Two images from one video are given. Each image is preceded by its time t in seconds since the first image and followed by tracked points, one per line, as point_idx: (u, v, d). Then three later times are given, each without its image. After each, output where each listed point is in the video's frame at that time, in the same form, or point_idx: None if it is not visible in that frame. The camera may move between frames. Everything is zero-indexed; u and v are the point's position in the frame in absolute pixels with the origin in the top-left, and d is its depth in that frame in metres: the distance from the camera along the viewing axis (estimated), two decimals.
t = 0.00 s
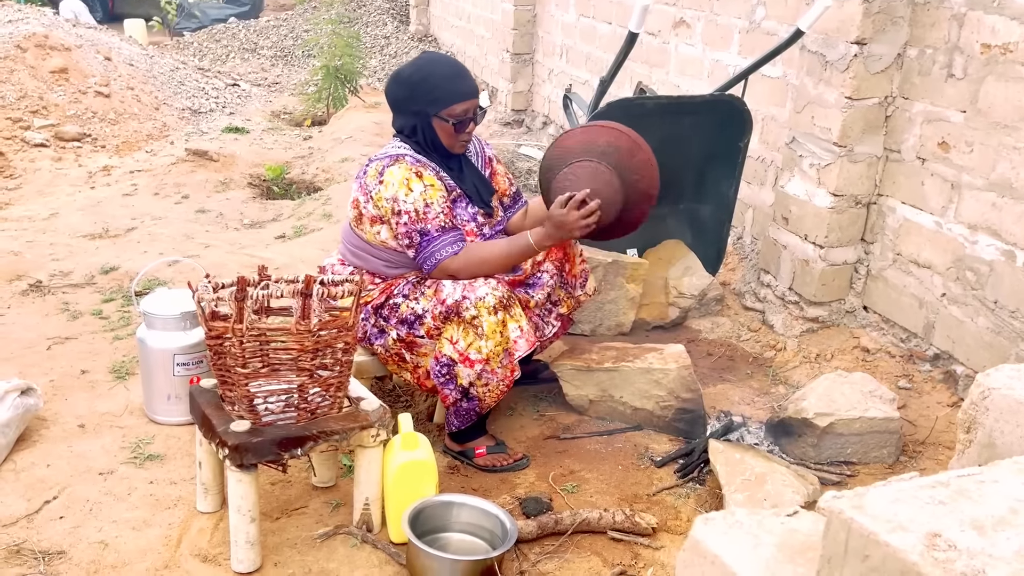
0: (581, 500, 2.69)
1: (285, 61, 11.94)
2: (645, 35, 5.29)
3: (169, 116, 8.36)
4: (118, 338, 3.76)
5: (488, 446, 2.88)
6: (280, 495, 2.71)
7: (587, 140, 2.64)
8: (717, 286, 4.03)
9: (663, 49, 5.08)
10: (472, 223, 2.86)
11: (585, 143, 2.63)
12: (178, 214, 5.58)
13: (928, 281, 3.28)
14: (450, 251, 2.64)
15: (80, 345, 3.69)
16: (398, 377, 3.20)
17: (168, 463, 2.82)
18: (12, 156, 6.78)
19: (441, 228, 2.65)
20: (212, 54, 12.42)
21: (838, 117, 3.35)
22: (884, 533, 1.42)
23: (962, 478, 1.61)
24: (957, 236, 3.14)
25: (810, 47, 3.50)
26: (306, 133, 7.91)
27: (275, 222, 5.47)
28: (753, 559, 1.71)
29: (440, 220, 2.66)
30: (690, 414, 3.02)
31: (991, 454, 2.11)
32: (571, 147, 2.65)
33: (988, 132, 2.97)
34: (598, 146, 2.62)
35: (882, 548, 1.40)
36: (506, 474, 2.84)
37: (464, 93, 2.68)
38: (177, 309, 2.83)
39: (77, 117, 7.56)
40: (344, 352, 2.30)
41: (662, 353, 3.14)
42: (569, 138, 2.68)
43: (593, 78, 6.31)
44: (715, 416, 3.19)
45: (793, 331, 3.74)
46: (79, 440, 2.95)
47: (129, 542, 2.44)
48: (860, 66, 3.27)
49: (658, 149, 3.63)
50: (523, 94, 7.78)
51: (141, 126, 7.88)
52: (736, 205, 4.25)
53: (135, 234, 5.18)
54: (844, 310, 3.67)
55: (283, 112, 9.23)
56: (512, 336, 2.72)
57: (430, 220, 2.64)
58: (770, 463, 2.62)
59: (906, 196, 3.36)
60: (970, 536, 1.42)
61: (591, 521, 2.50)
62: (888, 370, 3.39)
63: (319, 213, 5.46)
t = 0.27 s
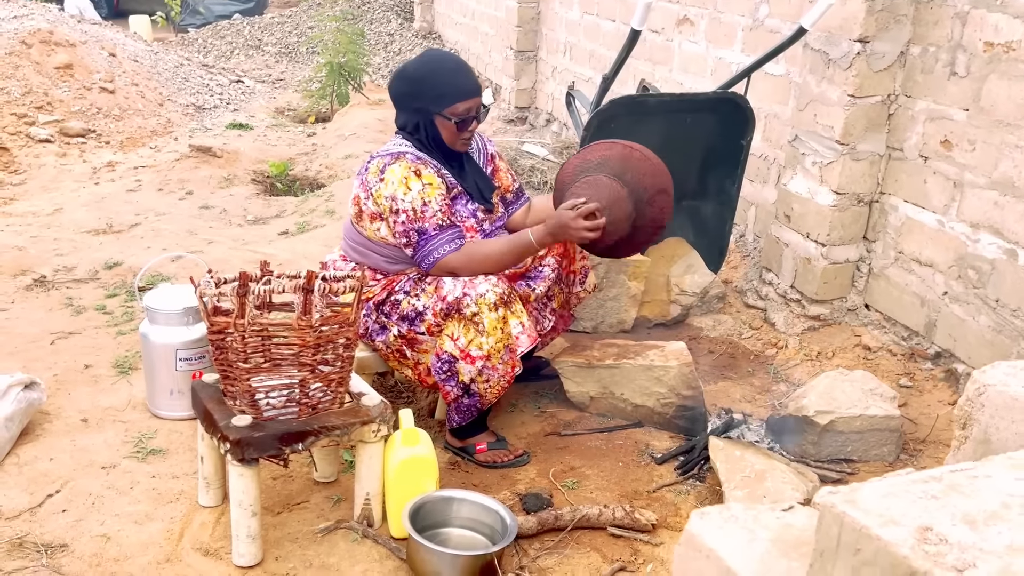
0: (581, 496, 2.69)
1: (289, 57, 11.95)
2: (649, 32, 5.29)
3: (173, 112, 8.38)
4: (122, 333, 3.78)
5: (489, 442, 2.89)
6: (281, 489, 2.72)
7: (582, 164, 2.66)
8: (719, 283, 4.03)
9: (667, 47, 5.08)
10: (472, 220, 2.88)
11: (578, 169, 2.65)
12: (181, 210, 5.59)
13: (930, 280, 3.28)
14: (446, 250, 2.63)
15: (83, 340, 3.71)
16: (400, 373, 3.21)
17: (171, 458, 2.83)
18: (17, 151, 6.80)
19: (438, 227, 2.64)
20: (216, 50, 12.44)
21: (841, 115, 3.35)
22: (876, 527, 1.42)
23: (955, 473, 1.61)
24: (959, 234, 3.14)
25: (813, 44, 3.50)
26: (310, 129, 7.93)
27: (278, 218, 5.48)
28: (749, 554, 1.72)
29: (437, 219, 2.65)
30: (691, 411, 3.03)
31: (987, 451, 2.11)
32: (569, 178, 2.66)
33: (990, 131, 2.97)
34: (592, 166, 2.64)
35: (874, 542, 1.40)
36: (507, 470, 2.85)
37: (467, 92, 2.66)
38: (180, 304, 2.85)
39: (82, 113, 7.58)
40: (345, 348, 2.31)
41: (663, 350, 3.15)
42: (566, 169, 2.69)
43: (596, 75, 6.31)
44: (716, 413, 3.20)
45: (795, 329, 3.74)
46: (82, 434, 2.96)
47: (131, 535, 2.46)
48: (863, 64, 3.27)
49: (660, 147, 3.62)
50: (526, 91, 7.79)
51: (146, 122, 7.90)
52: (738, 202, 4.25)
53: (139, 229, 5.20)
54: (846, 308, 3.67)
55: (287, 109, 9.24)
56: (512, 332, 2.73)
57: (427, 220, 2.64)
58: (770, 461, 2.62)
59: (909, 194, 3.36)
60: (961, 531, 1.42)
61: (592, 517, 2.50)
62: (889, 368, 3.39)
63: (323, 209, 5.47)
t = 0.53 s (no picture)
0: (583, 495, 2.69)
1: (293, 54, 11.95)
2: (653, 30, 5.28)
3: (177, 108, 8.38)
4: (124, 330, 3.78)
5: (491, 440, 2.89)
6: (283, 487, 2.72)
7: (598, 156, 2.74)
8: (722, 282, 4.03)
9: (671, 44, 5.07)
10: (477, 217, 2.84)
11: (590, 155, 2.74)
12: (185, 206, 5.60)
13: (933, 279, 3.27)
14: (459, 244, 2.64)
15: (87, 336, 3.71)
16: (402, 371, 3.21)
17: (173, 454, 2.84)
18: (21, 147, 6.81)
19: (449, 222, 2.65)
20: (220, 46, 12.45)
21: (845, 113, 3.35)
22: (875, 529, 1.41)
23: (956, 475, 1.61)
24: (962, 233, 3.13)
25: (818, 43, 3.49)
26: (313, 126, 7.93)
27: (281, 215, 5.48)
28: (749, 555, 1.71)
29: (447, 215, 2.65)
30: (693, 410, 3.02)
31: (989, 453, 2.11)
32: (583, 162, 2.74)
33: (995, 130, 2.96)
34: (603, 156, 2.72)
35: (873, 545, 1.40)
36: (508, 468, 2.85)
37: (470, 90, 2.68)
38: (183, 301, 2.85)
39: (86, 109, 7.59)
40: (347, 345, 2.32)
41: (665, 349, 3.14)
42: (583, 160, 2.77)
43: (600, 73, 6.30)
44: (718, 412, 3.19)
45: (797, 328, 3.73)
46: (85, 431, 2.97)
47: (133, 532, 2.46)
48: (867, 63, 3.26)
49: (663, 144, 3.61)
50: (530, 88, 7.78)
51: (149, 118, 7.90)
52: (742, 201, 4.25)
53: (142, 226, 5.20)
54: (849, 307, 3.66)
55: (291, 105, 9.24)
56: (515, 330, 2.73)
57: (437, 215, 2.64)
58: (772, 460, 2.61)
59: (912, 193, 3.35)
60: (961, 533, 1.42)
61: (593, 515, 2.50)
62: (892, 368, 3.38)
63: (326, 206, 5.47)
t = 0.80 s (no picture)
0: (585, 495, 2.69)
1: (295, 51, 11.93)
2: (656, 28, 5.27)
3: (179, 105, 8.37)
4: (126, 328, 3.78)
5: (493, 440, 2.88)
6: (285, 486, 2.72)
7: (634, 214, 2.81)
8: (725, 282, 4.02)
9: (674, 43, 5.06)
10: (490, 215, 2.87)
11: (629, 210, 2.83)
12: (187, 204, 5.60)
13: (936, 280, 3.26)
14: (493, 231, 2.67)
15: (89, 335, 3.71)
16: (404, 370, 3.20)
17: (175, 453, 2.84)
18: (23, 144, 6.81)
19: (480, 211, 2.68)
20: (222, 43, 12.44)
21: (849, 113, 3.34)
22: (882, 539, 1.41)
23: (963, 483, 1.61)
24: (966, 234, 3.12)
25: (821, 42, 3.49)
26: (315, 124, 7.92)
27: (283, 213, 5.48)
28: (754, 561, 1.71)
29: (476, 204, 2.67)
30: (696, 411, 3.02)
31: (995, 459, 2.10)
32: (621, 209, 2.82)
33: (999, 130, 2.95)
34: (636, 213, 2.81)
35: (880, 554, 1.40)
36: (510, 468, 2.85)
37: (478, 91, 2.66)
38: (185, 300, 2.85)
39: (88, 106, 7.58)
40: (350, 345, 2.31)
41: (668, 349, 3.14)
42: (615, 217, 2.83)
43: (602, 71, 6.29)
44: (721, 412, 3.19)
45: (800, 328, 3.72)
46: (87, 429, 2.97)
47: (135, 531, 2.46)
48: (872, 62, 3.25)
49: (666, 143, 3.60)
50: (532, 86, 7.77)
51: (151, 115, 7.90)
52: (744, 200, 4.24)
53: (144, 224, 5.20)
54: (852, 307, 3.66)
55: (293, 102, 9.23)
56: (512, 333, 2.73)
57: (467, 205, 2.66)
58: (774, 461, 2.61)
59: (916, 193, 3.34)
60: (968, 543, 1.42)
61: (595, 516, 2.50)
62: (895, 368, 3.37)
63: (327, 204, 5.47)
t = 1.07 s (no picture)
0: (587, 494, 2.69)
1: (294, 48, 11.92)
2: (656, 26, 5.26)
3: (178, 103, 8.36)
4: (127, 327, 3.78)
5: (494, 440, 2.88)
6: (287, 486, 2.72)
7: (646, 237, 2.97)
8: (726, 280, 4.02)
9: (675, 41, 5.05)
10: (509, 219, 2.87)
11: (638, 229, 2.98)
12: (187, 202, 5.59)
13: (938, 279, 3.26)
14: (526, 234, 2.66)
15: (89, 333, 3.71)
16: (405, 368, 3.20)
17: (177, 453, 2.84)
18: (23, 142, 6.80)
19: (514, 213, 2.67)
20: (221, 40, 12.42)
21: (850, 112, 3.34)
22: (892, 544, 1.41)
23: (972, 488, 1.61)
24: (968, 234, 3.12)
25: (823, 41, 3.49)
26: (315, 121, 7.91)
27: (284, 211, 5.47)
28: (761, 564, 1.71)
29: (511, 206, 2.68)
30: (698, 410, 3.02)
31: (1002, 461, 2.10)
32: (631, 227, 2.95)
33: (1001, 130, 2.95)
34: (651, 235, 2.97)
35: (890, 560, 1.40)
36: (512, 467, 2.85)
37: (503, 99, 2.67)
38: (186, 299, 2.85)
39: (87, 104, 7.57)
40: (352, 345, 2.31)
41: (669, 348, 3.14)
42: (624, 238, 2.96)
43: (603, 68, 6.28)
44: (722, 412, 3.19)
45: (801, 327, 3.72)
46: (88, 428, 2.97)
47: (137, 531, 2.46)
48: (873, 61, 3.25)
49: (669, 141, 3.60)
50: (532, 84, 7.77)
51: (151, 113, 7.88)
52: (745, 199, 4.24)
53: (144, 222, 5.19)
54: (853, 306, 3.66)
55: (292, 100, 9.22)
56: (509, 337, 2.71)
57: (502, 206, 2.65)
58: (776, 461, 2.61)
59: (918, 192, 3.34)
60: (978, 549, 1.41)
61: (597, 515, 2.50)
62: (896, 367, 3.37)
63: (328, 202, 5.47)
